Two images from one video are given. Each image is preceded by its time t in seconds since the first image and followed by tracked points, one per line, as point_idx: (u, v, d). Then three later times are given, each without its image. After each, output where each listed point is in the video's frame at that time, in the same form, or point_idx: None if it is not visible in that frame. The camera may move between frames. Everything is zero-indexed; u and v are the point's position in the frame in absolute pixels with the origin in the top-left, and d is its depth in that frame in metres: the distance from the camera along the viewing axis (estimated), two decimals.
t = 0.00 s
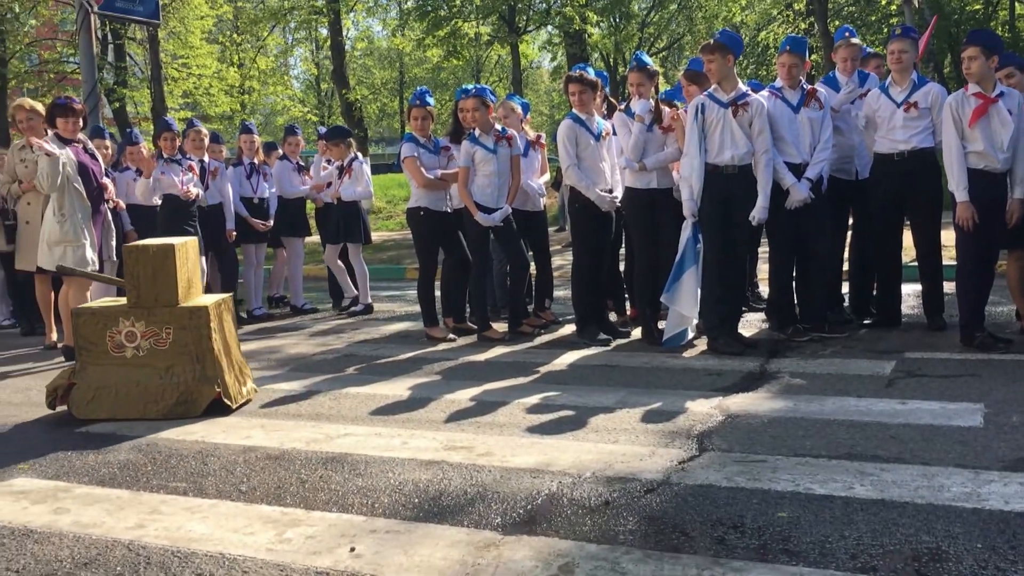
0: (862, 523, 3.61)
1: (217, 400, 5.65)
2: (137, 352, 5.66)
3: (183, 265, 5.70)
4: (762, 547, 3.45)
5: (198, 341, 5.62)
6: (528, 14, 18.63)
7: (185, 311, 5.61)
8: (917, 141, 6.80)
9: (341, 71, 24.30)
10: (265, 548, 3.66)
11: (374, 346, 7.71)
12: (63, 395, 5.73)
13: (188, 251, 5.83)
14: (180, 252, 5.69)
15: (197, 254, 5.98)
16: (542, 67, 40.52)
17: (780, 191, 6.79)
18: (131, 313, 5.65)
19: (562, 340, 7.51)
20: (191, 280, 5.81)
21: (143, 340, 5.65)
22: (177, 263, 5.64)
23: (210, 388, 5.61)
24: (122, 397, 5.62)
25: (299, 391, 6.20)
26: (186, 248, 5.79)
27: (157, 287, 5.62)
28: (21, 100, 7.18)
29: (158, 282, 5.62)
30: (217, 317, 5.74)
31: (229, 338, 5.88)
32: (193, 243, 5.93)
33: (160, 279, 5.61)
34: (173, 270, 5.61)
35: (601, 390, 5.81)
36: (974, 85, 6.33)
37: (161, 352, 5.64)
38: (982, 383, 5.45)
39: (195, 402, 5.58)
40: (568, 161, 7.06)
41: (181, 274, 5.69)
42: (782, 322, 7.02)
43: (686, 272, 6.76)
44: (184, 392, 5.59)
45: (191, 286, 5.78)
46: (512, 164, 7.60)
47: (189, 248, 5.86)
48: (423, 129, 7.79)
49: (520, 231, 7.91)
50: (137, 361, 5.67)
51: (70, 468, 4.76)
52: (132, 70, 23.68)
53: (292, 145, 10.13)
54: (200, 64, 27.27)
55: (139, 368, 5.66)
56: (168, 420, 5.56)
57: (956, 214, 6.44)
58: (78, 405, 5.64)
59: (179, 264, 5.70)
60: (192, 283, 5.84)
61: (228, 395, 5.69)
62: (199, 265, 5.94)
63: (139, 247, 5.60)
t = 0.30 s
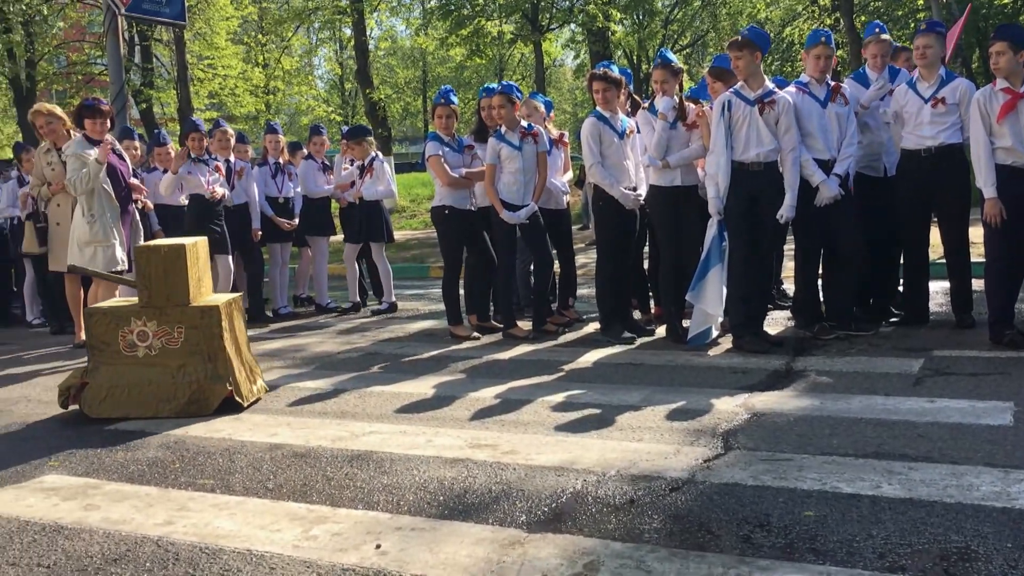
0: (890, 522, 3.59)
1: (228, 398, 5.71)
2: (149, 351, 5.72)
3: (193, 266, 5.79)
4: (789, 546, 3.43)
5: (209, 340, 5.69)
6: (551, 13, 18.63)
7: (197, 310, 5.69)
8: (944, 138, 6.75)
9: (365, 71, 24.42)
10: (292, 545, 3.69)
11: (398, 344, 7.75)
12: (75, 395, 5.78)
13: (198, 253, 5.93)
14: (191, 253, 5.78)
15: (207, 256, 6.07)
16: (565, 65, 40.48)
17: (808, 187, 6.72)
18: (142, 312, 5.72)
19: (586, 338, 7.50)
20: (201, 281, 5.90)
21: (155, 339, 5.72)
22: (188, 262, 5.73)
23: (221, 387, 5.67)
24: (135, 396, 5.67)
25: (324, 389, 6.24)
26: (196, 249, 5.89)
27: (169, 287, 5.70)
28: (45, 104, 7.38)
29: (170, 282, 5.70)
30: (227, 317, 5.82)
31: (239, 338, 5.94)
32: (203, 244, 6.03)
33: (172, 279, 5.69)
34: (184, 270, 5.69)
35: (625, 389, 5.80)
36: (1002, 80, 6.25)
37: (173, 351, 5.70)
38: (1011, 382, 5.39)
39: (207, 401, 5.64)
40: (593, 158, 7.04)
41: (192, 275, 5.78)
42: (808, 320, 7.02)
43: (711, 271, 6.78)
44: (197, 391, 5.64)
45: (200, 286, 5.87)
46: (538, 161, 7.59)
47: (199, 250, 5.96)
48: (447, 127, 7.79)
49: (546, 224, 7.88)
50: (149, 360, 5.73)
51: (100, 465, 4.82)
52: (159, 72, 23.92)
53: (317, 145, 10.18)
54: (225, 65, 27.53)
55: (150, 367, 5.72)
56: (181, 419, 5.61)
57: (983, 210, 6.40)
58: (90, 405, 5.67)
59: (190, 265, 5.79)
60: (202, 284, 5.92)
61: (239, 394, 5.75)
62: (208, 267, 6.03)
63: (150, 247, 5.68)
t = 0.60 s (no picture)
0: (921, 520, 3.55)
1: (242, 396, 5.78)
2: (163, 350, 5.79)
3: (206, 266, 5.85)
4: (819, 545, 3.41)
5: (223, 339, 5.76)
6: (576, 9, 18.60)
7: (210, 309, 5.76)
8: (975, 132, 6.66)
9: (391, 69, 24.54)
10: (321, 541, 3.72)
11: (425, 342, 7.78)
12: (90, 393, 5.85)
13: (212, 253, 5.98)
14: (204, 253, 5.83)
15: (220, 254, 6.12)
16: (590, 62, 40.41)
17: (841, 183, 6.67)
18: (157, 311, 5.79)
19: (613, 336, 7.49)
20: (214, 280, 5.96)
21: (169, 338, 5.78)
22: (202, 262, 5.79)
23: (235, 385, 5.73)
24: (149, 393, 5.73)
25: (352, 387, 6.27)
26: (211, 249, 5.94)
27: (182, 286, 5.77)
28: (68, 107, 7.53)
29: (183, 281, 5.77)
30: (240, 316, 5.89)
31: (252, 336, 6.01)
32: (216, 243, 6.08)
33: (185, 278, 5.76)
34: (197, 270, 5.76)
35: (653, 386, 5.78)
36: None
37: (187, 349, 5.77)
38: None
39: (220, 398, 5.71)
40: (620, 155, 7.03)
41: (205, 274, 5.84)
42: (837, 317, 6.95)
43: (741, 269, 6.71)
44: (211, 388, 5.71)
45: (213, 286, 5.93)
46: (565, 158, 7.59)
47: (213, 249, 6.01)
48: (474, 125, 7.78)
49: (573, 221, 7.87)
50: (163, 359, 5.79)
51: (132, 462, 4.88)
52: (188, 72, 24.12)
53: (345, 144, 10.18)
54: (253, 66, 27.77)
55: (164, 365, 5.78)
56: (195, 416, 5.68)
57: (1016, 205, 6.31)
58: (104, 403, 5.73)
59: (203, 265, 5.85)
60: (214, 283, 5.98)
61: (252, 391, 5.81)
62: (221, 266, 6.08)
63: (163, 247, 5.74)
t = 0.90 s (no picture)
0: (955, 519, 3.51)
1: (256, 393, 5.83)
2: (179, 348, 5.88)
3: (220, 265, 5.90)
4: (851, 543, 3.38)
5: (238, 336, 5.83)
6: (604, 5, 18.53)
7: (224, 307, 5.82)
8: (1008, 126, 6.54)
9: (419, 67, 24.59)
10: (352, 537, 3.74)
11: (453, 339, 7.80)
12: (108, 391, 5.96)
13: (226, 252, 6.02)
14: (217, 252, 5.88)
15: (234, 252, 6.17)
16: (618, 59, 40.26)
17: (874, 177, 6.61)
18: (173, 309, 5.88)
19: (642, 333, 7.47)
20: (228, 277, 6.02)
21: (186, 336, 5.87)
22: (216, 261, 5.84)
23: (249, 382, 5.80)
24: (164, 390, 5.81)
25: (381, 384, 6.31)
26: (224, 249, 5.97)
27: (197, 285, 5.83)
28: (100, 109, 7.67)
29: (198, 280, 5.83)
30: (254, 314, 5.96)
31: (267, 333, 6.08)
32: (231, 241, 6.13)
33: (200, 277, 5.82)
34: (211, 269, 5.81)
35: (682, 383, 5.76)
36: None
37: (202, 346, 5.86)
38: None
39: (235, 395, 5.76)
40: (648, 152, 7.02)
41: (220, 273, 5.90)
42: (868, 314, 6.85)
43: (772, 266, 6.71)
44: (226, 385, 5.77)
45: (228, 284, 5.98)
46: (593, 155, 7.56)
47: (227, 247, 6.05)
48: (503, 122, 7.76)
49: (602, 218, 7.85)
50: (179, 357, 5.88)
51: (165, 458, 4.94)
52: (218, 71, 24.32)
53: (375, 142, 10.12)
54: (282, 65, 27.97)
55: (179, 363, 5.87)
56: (209, 413, 5.73)
57: None
58: (122, 399, 5.83)
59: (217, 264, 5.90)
60: (229, 281, 6.04)
61: (266, 388, 5.87)
62: (235, 263, 6.14)
63: (179, 245, 5.80)
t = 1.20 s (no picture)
0: (992, 517, 3.46)
1: (273, 390, 5.90)
2: (196, 344, 5.94)
3: (237, 263, 5.97)
4: (886, 541, 3.35)
5: (255, 333, 5.90)
6: None
7: (241, 304, 5.89)
8: None
9: (449, 64, 24.62)
10: (384, 532, 3.77)
11: (483, 335, 7.81)
12: (126, 387, 6.00)
13: (243, 250, 6.10)
14: (235, 250, 5.95)
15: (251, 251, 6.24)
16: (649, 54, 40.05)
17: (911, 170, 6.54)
18: (191, 306, 5.93)
19: (672, 329, 7.43)
20: (245, 275, 6.09)
21: (203, 333, 5.93)
22: (233, 259, 5.91)
23: (266, 378, 5.87)
24: (181, 387, 5.86)
25: (412, 380, 6.33)
26: (241, 247, 6.05)
27: (214, 282, 5.90)
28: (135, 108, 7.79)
29: (215, 277, 5.90)
30: (271, 311, 6.02)
31: (282, 330, 6.15)
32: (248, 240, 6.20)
33: (217, 274, 5.89)
34: (229, 267, 5.88)
35: (713, 379, 5.73)
36: None
37: (219, 343, 5.92)
38: None
39: (252, 391, 5.83)
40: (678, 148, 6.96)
41: (237, 270, 5.97)
42: (904, 309, 6.76)
43: (806, 261, 6.66)
44: (243, 381, 5.84)
45: (244, 281, 6.05)
46: (624, 151, 7.49)
47: (244, 246, 6.12)
48: (532, 117, 7.74)
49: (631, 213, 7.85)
50: (197, 354, 5.93)
51: (199, 452, 5.00)
52: (250, 70, 24.52)
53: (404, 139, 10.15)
54: (313, 62, 28.12)
55: (197, 360, 5.92)
56: (227, 409, 5.80)
57: None
58: (140, 395, 5.87)
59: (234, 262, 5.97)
60: (245, 279, 6.11)
61: (283, 384, 5.93)
62: (252, 261, 6.21)
63: (197, 243, 5.87)
